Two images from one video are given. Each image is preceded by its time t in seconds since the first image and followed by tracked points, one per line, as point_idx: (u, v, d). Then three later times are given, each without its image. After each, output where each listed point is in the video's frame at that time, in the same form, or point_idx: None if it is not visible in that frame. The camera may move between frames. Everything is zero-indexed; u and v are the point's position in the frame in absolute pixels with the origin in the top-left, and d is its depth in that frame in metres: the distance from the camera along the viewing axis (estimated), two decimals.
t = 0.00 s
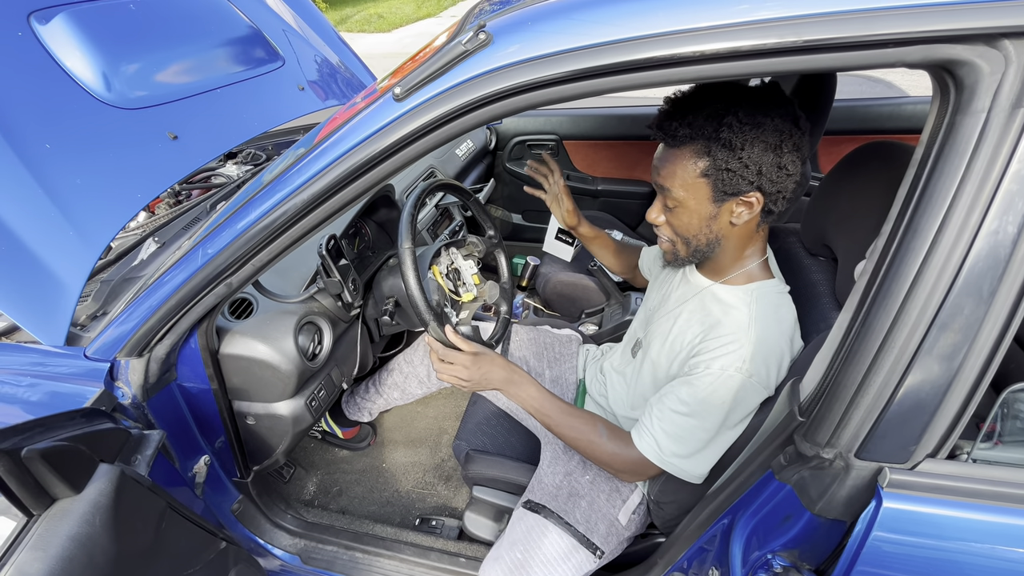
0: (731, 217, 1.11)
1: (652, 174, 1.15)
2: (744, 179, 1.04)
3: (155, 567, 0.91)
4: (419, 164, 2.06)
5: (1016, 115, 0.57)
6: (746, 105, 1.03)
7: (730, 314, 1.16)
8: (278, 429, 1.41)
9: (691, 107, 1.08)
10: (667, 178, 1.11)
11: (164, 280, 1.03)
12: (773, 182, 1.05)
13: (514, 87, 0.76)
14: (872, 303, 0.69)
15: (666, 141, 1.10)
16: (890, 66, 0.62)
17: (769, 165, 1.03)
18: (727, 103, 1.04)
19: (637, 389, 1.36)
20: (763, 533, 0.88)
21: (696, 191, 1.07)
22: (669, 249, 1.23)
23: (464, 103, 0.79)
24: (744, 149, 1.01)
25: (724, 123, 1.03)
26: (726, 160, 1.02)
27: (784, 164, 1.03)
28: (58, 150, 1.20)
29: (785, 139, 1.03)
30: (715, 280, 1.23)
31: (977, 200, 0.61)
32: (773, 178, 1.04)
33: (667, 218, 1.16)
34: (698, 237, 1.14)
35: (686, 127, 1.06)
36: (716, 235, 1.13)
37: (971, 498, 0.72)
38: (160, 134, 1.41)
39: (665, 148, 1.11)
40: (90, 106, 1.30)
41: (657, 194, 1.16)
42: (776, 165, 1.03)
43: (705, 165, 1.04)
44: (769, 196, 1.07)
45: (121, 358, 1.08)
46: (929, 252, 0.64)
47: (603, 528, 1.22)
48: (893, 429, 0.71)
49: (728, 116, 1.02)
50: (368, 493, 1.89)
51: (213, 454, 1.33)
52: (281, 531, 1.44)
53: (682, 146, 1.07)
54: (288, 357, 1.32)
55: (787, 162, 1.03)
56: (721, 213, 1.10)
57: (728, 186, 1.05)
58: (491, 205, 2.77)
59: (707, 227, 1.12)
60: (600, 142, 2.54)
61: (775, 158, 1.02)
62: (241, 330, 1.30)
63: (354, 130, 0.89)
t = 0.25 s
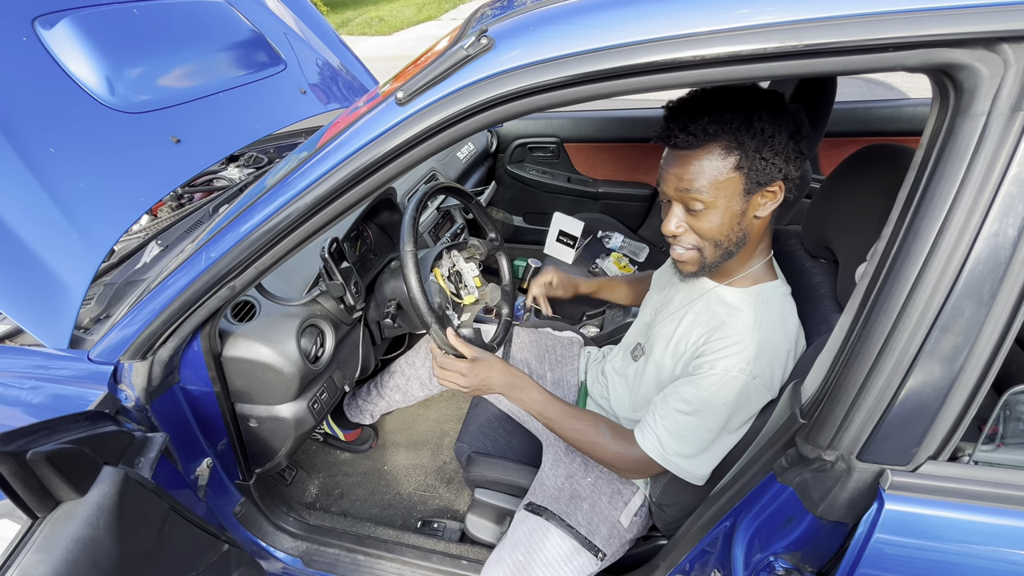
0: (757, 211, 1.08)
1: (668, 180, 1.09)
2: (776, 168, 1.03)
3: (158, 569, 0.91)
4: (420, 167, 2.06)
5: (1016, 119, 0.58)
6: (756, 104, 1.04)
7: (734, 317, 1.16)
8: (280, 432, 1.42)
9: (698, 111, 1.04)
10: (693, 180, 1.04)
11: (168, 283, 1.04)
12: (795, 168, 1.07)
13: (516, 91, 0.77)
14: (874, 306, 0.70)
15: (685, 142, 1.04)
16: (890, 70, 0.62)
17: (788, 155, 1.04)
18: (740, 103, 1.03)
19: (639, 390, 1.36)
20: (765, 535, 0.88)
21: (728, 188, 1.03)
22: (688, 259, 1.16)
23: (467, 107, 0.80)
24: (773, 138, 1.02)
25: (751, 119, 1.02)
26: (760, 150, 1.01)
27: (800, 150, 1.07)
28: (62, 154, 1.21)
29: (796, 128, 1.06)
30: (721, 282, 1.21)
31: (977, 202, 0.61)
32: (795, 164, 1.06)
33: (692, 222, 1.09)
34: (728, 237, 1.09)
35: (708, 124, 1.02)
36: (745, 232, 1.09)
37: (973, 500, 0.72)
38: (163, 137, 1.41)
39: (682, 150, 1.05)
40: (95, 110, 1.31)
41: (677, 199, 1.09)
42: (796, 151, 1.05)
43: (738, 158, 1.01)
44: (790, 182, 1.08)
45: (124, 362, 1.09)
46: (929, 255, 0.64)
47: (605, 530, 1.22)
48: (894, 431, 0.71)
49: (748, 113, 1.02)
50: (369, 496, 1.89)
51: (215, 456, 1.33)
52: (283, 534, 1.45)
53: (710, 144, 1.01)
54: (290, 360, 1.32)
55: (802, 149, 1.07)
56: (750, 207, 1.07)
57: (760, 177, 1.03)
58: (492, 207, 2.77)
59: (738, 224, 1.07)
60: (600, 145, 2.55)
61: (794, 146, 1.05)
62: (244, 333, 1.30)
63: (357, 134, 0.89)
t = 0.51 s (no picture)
0: (769, 217, 1.08)
1: (686, 180, 1.06)
2: (796, 177, 1.02)
3: (161, 569, 0.91)
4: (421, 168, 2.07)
5: (1018, 117, 0.58)
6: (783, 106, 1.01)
7: (735, 319, 1.15)
8: (282, 432, 1.42)
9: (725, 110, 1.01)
10: (714, 181, 1.02)
11: (171, 284, 1.04)
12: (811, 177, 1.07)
13: (518, 91, 0.77)
14: (875, 304, 0.70)
15: (712, 142, 1.00)
16: (891, 69, 0.62)
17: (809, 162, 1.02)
18: (769, 103, 1.00)
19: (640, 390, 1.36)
20: (767, 535, 0.88)
21: (747, 194, 1.02)
22: (694, 260, 1.15)
23: (469, 107, 0.80)
24: (799, 145, 1.00)
25: (783, 123, 0.99)
26: (786, 158, 0.99)
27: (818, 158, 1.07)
28: (65, 155, 1.21)
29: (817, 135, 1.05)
30: (723, 284, 1.21)
31: (978, 201, 0.61)
32: (811, 173, 1.06)
33: (705, 224, 1.08)
34: (739, 241, 1.08)
35: (737, 126, 0.98)
36: (755, 237, 1.09)
37: (974, 499, 0.72)
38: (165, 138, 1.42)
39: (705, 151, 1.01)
40: (97, 111, 1.31)
41: (692, 200, 1.07)
42: (815, 160, 1.05)
43: (761, 164, 0.99)
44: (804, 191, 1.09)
45: (127, 361, 1.09)
46: (931, 254, 0.64)
47: (607, 530, 1.22)
48: (896, 430, 0.71)
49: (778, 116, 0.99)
50: (371, 496, 1.89)
51: (217, 456, 1.34)
52: (285, 534, 1.45)
53: (736, 146, 0.99)
54: (293, 360, 1.33)
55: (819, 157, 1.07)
56: (764, 213, 1.06)
57: (780, 184, 1.02)
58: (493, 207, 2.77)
59: (750, 229, 1.07)
60: (601, 145, 2.56)
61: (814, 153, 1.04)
62: (247, 333, 1.31)
63: (359, 134, 0.90)
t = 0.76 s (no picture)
0: (776, 221, 1.08)
1: (696, 180, 1.05)
2: (807, 183, 1.02)
3: (161, 567, 0.91)
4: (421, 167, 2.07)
5: (1016, 115, 0.58)
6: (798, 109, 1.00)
7: (734, 319, 1.15)
8: (282, 431, 1.42)
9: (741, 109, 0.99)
10: (726, 184, 1.01)
11: (170, 282, 1.04)
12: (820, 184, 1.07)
13: (517, 90, 0.77)
14: (874, 302, 0.70)
15: (728, 143, 0.98)
16: (889, 68, 0.62)
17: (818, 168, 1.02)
18: (786, 105, 0.99)
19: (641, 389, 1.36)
20: (766, 533, 0.88)
21: (757, 198, 1.02)
22: (698, 260, 1.15)
23: (468, 106, 0.80)
24: (813, 151, 1.00)
25: (800, 128, 0.98)
26: (800, 164, 0.99)
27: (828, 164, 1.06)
28: (65, 154, 1.21)
29: (830, 141, 1.05)
30: (723, 285, 1.21)
31: (977, 199, 0.61)
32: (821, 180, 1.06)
33: (713, 225, 1.08)
34: (745, 245, 1.08)
35: (754, 128, 0.97)
36: (760, 241, 1.09)
37: (972, 497, 0.72)
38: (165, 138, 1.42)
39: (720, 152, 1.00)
40: (97, 110, 1.31)
41: (702, 201, 1.06)
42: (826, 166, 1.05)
43: (775, 169, 0.98)
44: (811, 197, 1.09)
45: (127, 361, 1.09)
46: (929, 252, 0.64)
47: (607, 528, 1.22)
48: (895, 428, 0.71)
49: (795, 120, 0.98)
50: (371, 494, 1.89)
51: (218, 455, 1.34)
52: (285, 533, 1.45)
53: (751, 149, 0.98)
54: (292, 359, 1.33)
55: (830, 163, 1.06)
56: (772, 218, 1.06)
57: (790, 190, 1.02)
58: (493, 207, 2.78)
59: (757, 233, 1.07)
60: (601, 144, 2.55)
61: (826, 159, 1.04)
62: (247, 332, 1.31)
63: (358, 133, 0.90)
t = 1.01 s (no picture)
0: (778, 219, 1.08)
1: (699, 185, 1.04)
2: (807, 180, 1.03)
3: (160, 565, 0.92)
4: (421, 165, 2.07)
5: (1016, 112, 0.58)
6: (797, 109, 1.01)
7: (732, 316, 1.15)
8: (282, 429, 1.42)
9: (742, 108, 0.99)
10: (732, 188, 1.00)
11: (169, 281, 1.04)
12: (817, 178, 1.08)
13: (517, 87, 0.77)
14: (873, 301, 0.70)
15: (733, 147, 0.98)
16: (889, 65, 0.62)
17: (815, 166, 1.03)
18: (787, 104, 0.99)
19: (642, 387, 1.36)
20: (765, 531, 0.88)
21: (762, 200, 1.02)
22: (701, 265, 1.15)
23: (467, 104, 0.80)
24: (814, 149, 1.01)
25: (802, 128, 0.99)
26: (802, 162, 1.00)
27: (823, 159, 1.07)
28: (64, 152, 1.21)
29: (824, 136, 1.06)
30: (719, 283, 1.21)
31: (977, 196, 0.61)
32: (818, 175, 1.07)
33: (717, 229, 1.08)
34: (749, 246, 1.09)
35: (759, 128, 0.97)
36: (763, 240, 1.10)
37: (972, 494, 0.72)
38: (164, 136, 1.42)
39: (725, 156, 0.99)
40: (96, 108, 1.31)
41: (707, 205, 1.06)
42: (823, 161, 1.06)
43: (780, 170, 0.99)
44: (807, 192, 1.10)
45: (127, 359, 1.09)
46: (929, 250, 0.64)
47: (607, 526, 1.22)
48: (894, 426, 0.71)
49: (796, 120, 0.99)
50: (371, 493, 1.89)
51: (217, 453, 1.34)
52: (285, 530, 1.45)
53: (756, 152, 0.98)
54: (292, 357, 1.33)
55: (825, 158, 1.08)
56: (775, 217, 1.06)
57: (793, 189, 1.03)
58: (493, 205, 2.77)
59: (762, 233, 1.07)
60: (601, 142, 2.55)
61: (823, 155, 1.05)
62: (246, 330, 1.31)
63: (357, 131, 0.90)
